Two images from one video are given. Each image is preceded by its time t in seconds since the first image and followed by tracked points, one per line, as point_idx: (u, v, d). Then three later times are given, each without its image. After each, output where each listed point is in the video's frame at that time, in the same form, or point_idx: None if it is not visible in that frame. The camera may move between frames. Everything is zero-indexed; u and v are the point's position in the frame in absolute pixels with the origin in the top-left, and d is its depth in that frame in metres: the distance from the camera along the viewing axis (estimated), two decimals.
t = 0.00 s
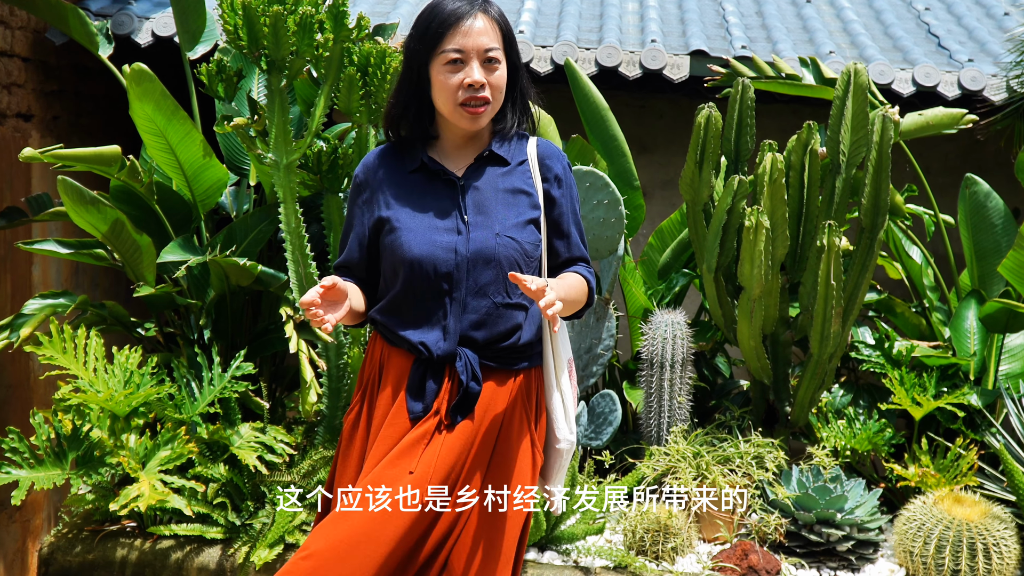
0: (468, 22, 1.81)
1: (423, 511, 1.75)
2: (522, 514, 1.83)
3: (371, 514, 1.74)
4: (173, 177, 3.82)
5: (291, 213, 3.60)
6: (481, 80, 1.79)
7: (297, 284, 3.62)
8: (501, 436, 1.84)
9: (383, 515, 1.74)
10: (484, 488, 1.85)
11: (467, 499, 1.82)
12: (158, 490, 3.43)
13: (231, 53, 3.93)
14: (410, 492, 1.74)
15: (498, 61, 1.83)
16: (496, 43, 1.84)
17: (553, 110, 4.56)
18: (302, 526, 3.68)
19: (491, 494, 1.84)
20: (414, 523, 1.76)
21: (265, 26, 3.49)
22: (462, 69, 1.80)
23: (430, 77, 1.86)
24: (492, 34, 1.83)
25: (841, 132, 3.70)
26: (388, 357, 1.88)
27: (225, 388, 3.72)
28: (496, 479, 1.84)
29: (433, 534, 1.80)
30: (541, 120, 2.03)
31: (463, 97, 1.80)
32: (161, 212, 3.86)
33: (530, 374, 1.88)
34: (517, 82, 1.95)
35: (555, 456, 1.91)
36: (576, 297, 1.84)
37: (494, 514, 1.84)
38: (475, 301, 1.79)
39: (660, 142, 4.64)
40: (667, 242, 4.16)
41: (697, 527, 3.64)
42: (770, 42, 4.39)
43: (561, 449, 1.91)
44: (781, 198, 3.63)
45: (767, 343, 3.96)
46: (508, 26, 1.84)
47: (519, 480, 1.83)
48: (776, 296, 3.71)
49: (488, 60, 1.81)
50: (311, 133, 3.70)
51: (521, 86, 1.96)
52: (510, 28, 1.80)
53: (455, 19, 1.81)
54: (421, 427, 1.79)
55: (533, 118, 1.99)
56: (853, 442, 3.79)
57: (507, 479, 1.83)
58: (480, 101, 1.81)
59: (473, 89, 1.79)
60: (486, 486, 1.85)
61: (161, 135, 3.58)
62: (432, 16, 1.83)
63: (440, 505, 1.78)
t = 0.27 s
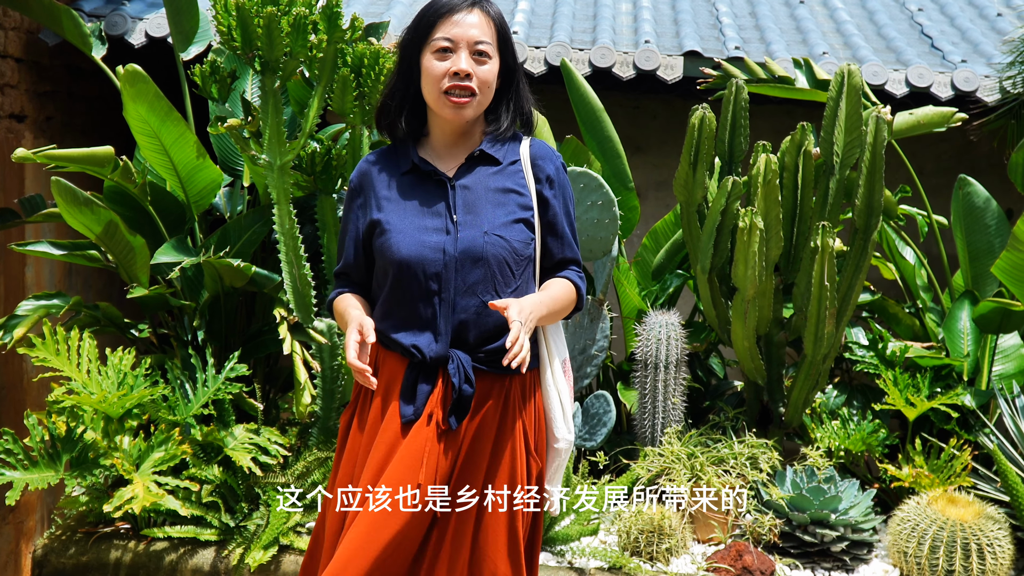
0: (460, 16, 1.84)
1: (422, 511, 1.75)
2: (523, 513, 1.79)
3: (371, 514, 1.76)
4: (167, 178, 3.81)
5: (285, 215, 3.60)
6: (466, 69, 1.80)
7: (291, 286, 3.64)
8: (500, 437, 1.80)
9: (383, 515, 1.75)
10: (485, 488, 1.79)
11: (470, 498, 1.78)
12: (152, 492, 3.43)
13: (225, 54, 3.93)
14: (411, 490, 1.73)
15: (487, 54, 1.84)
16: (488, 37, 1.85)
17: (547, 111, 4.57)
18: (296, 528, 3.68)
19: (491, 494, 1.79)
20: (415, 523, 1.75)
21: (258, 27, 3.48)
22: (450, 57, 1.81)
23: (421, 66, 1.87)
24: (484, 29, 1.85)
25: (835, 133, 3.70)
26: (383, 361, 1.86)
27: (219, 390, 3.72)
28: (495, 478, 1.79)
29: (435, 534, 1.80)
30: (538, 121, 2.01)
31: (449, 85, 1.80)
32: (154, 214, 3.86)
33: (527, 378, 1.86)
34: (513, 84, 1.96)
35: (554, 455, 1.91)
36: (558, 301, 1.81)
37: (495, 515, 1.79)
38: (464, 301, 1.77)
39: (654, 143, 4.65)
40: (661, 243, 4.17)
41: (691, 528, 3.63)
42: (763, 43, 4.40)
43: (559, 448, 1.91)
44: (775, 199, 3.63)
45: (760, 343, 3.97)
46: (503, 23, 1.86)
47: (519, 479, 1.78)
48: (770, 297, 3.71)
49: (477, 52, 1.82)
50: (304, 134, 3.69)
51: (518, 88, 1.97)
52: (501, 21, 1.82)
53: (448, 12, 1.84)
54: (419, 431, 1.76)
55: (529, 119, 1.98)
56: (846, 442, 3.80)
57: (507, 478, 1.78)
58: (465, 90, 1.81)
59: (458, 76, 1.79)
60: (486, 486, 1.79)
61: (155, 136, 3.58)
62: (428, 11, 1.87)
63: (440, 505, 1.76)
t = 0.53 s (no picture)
0: (467, 14, 1.87)
1: (422, 511, 1.76)
2: (524, 514, 1.80)
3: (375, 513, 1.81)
4: (161, 181, 3.81)
5: (280, 218, 3.62)
6: (474, 62, 1.79)
7: (286, 289, 3.66)
8: (505, 440, 1.81)
9: (384, 514, 1.79)
10: (485, 489, 1.79)
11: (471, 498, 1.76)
12: (147, 496, 3.42)
13: (219, 57, 3.93)
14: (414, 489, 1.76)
15: (494, 51, 1.84)
16: (494, 35, 1.87)
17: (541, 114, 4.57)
18: (291, 531, 3.65)
19: (492, 495, 1.80)
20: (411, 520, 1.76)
21: (253, 30, 3.46)
22: (457, 52, 1.82)
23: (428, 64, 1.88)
24: (491, 27, 1.87)
25: (829, 136, 3.70)
26: (392, 367, 1.85)
27: (214, 393, 3.72)
28: (498, 480, 1.81)
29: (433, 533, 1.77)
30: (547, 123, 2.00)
31: (456, 79, 1.79)
32: (149, 217, 3.86)
33: (534, 383, 1.86)
34: (521, 85, 1.97)
35: (560, 457, 1.89)
36: (559, 311, 1.79)
37: (495, 516, 1.82)
38: (475, 309, 1.77)
39: (647, 145, 4.67)
40: (655, 246, 4.18)
41: (686, 531, 3.63)
42: (757, 45, 4.41)
43: (565, 449, 1.88)
44: (770, 201, 3.63)
45: (755, 346, 3.97)
46: (509, 23, 1.88)
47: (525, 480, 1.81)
48: (764, 299, 3.70)
49: (484, 48, 1.83)
50: (299, 137, 3.69)
51: (527, 88, 1.97)
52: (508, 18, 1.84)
53: (455, 12, 1.87)
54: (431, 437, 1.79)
55: (539, 120, 1.97)
56: (841, 445, 3.80)
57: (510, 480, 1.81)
58: (472, 83, 1.80)
59: (465, 69, 1.79)
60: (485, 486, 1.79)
61: (149, 139, 3.58)
62: (436, 13, 1.90)
63: (440, 505, 1.76)
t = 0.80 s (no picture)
0: (481, 22, 1.82)
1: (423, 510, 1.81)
2: (525, 514, 1.81)
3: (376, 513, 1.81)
4: (157, 186, 3.81)
5: (276, 222, 3.60)
6: (489, 75, 1.78)
7: (282, 293, 3.66)
8: (512, 443, 1.83)
9: (384, 515, 1.81)
10: (485, 489, 1.79)
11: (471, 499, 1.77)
12: (145, 501, 3.42)
13: (216, 62, 3.92)
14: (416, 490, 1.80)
15: (508, 61, 1.82)
16: (508, 43, 1.84)
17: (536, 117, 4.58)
18: (286, 537, 3.61)
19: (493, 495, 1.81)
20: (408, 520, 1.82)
21: (249, 34, 3.43)
22: (472, 64, 1.80)
23: (440, 72, 1.85)
24: (503, 35, 1.84)
25: (826, 139, 3.70)
26: (402, 369, 1.84)
27: (211, 398, 3.72)
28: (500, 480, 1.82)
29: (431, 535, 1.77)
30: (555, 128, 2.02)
31: (472, 92, 1.78)
32: (145, 222, 3.86)
33: (545, 386, 1.87)
34: (531, 88, 1.95)
35: (571, 460, 1.90)
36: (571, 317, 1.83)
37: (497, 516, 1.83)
38: (489, 315, 1.77)
39: (641, 149, 4.69)
40: (651, 249, 4.18)
41: (683, 535, 3.61)
42: (752, 48, 4.42)
43: (576, 452, 1.89)
44: (766, 205, 3.63)
45: (751, 349, 3.97)
46: (521, 29, 1.86)
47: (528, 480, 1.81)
48: (761, 303, 3.70)
49: (498, 59, 1.81)
50: (295, 142, 3.68)
51: (536, 91, 1.96)
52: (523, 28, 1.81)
53: (467, 18, 1.82)
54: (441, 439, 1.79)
55: (548, 124, 1.99)
56: (838, 449, 3.80)
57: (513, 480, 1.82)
58: (488, 97, 1.79)
59: (481, 83, 1.77)
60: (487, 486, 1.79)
61: (145, 144, 3.58)
62: (446, 18, 1.85)
63: (439, 505, 1.77)
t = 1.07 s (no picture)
0: (475, 31, 1.80)
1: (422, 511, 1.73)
2: (524, 514, 1.81)
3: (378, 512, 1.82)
4: (155, 190, 3.81)
5: (275, 227, 3.60)
6: (490, 87, 1.77)
7: (281, 297, 3.63)
8: (514, 445, 1.83)
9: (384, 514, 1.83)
10: (484, 488, 1.78)
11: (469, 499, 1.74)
12: (143, 507, 3.42)
13: (215, 66, 3.90)
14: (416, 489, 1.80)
15: (506, 68, 1.82)
16: (505, 50, 1.83)
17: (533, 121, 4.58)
18: (285, 541, 3.67)
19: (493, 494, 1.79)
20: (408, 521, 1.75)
21: (248, 39, 3.43)
22: (471, 76, 1.78)
23: (441, 87, 1.84)
24: (500, 42, 1.82)
25: (825, 143, 3.69)
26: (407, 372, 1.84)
27: (209, 403, 3.71)
28: (501, 478, 1.81)
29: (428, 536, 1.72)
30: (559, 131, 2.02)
31: (474, 105, 1.78)
32: (142, 226, 3.85)
33: (550, 391, 1.86)
34: (534, 91, 1.96)
35: (576, 468, 1.90)
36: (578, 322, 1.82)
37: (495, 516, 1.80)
38: (495, 317, 1.77)
39: (637, 153, 4.71)
40: (649, 253, 4.18)
41: (682, 539, 3.60)
42: (749, 52, 4.42)
43: (581, 460, 1.90)
44: (765, 209, 3.63)
45: (749, 353, 3.97)
46: (517, 34, 1.83)
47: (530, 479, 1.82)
48: (759, 307, 3.71)
49: (497, 67, 1.80)
50: (294, 146, 3.65)
51: (538, 95, 1.96)
52: (518, 34, 1.79)
53: (462, 29, 1.80)
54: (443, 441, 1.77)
55: (552, 129, 2.00)
56: (836, 452, 3.79)
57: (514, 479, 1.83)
58: (491, 107, 1.79)
59: (483, 96, 1.76)
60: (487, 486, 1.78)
61: (143, 149, 3.57)
62: (442, 29, 1.84)
63: (440, 506, 1.73)
